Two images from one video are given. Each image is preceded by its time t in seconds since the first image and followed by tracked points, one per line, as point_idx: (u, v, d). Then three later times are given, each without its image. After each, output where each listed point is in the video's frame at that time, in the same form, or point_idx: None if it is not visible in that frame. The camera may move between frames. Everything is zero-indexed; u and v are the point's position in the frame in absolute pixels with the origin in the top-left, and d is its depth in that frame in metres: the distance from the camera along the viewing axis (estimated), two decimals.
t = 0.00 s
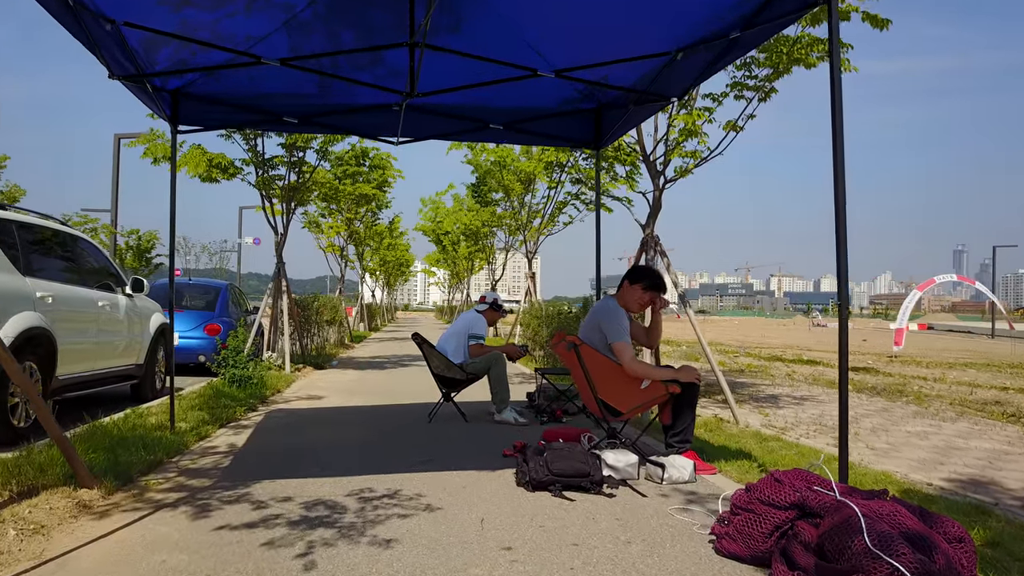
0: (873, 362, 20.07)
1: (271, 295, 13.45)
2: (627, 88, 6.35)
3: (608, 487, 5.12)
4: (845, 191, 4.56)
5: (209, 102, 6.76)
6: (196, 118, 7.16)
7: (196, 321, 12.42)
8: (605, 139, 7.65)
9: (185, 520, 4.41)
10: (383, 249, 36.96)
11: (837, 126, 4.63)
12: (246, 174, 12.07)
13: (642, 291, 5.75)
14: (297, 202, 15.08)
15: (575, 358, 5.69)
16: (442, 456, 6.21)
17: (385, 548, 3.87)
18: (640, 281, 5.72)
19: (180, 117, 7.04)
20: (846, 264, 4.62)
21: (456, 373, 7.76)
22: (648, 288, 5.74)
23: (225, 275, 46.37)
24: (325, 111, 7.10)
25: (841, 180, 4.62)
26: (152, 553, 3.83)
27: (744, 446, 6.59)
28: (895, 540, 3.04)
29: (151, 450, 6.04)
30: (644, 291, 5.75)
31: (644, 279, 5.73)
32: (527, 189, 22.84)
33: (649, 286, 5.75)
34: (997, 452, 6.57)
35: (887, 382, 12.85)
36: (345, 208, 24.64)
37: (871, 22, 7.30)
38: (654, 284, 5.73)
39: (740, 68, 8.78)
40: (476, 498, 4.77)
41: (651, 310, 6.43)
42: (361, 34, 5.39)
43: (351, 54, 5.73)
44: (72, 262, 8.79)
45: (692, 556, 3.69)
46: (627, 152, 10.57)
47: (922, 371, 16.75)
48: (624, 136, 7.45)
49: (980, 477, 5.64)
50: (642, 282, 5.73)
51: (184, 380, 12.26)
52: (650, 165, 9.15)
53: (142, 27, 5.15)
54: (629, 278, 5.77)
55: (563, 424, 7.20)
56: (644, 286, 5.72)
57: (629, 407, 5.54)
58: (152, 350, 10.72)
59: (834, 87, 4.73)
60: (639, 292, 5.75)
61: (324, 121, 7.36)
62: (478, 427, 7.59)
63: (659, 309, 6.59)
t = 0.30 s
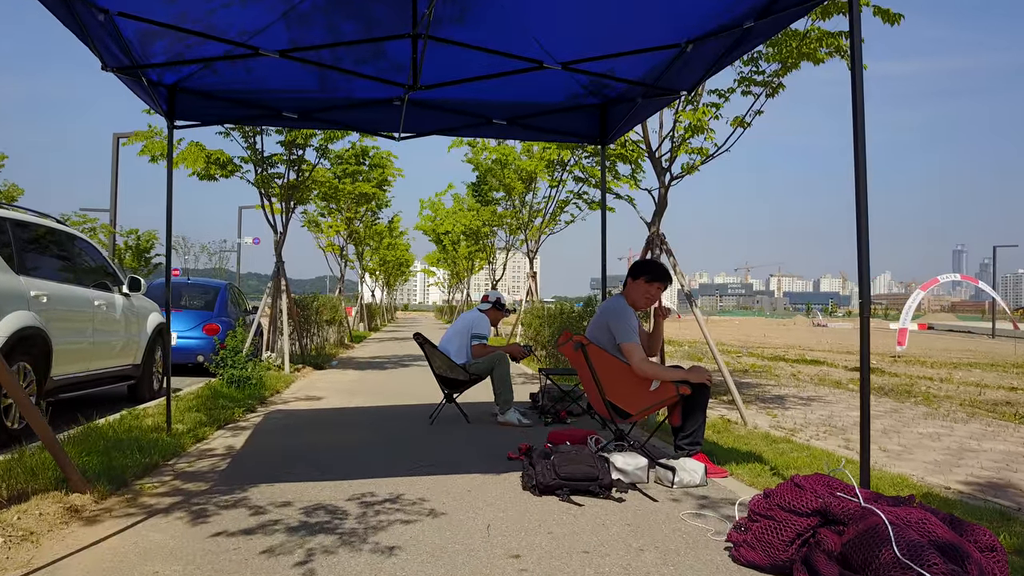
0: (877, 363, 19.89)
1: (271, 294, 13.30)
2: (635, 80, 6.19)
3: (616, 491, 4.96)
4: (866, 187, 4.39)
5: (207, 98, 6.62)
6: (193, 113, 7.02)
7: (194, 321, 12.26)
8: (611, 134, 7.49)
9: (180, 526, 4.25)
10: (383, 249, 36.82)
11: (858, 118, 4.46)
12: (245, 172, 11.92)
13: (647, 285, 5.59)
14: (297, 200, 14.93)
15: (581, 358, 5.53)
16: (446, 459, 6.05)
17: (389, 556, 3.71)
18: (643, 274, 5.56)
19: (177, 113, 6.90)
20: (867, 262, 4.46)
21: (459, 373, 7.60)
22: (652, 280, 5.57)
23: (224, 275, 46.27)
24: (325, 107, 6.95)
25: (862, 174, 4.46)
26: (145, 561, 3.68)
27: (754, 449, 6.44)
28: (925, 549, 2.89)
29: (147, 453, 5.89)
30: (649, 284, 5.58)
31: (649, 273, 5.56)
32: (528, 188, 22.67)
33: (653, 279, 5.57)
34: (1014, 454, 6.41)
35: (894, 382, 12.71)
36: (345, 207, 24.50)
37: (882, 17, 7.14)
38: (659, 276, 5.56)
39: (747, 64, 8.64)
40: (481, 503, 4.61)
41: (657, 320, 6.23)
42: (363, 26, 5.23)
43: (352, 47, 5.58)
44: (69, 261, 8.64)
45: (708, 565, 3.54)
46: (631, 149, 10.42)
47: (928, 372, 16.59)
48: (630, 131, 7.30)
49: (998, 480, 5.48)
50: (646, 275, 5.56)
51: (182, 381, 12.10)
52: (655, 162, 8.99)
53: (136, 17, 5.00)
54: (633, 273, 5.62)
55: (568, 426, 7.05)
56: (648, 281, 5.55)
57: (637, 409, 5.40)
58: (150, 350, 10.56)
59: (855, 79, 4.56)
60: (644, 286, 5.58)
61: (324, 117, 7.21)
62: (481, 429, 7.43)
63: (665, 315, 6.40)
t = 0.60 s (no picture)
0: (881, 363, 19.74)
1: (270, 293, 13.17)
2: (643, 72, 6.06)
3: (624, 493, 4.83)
4: (887, 179, 4.26)
5: (204, 92, 6.49)
6: (191, 108, 6.89)
7: (193, 320, 12.13)
8: (616, 129, 7.36)
9: (174, 531, 4.12)
10: (383, 248, 36.68)
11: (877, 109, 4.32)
12: (244, 169, 11.79)
13: (652, 280, 5.47)
14: (296, 198, 14.80)
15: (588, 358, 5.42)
16: (449, 460, 5.92)
17: (391, 562, 3.58)
18: (646, 271, 5.44)
19: (174, 107, 6.77)
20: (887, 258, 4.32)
21: (461, 373, 7.47)
22: (657, 275, 5.43)
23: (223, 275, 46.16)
24: (324, 101, 6.83)
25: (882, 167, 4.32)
26: (139, 567, 3.55)
27: (763, 450, 6.31)
28: (954, 556, 2.74)
29: (143, 454, 5.76)
30: (655, 280, 5.46)
31: (655, 268, 5.43)
32: (529, 186, 22.52)
33: (658, 274, 5.44)
34: None
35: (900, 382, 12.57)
36: (344, 206, 24.36)
37: (892, 9, 7.00)
38: (665, 271, 5.42)
39: (753, 58, 8.50)
40: (486, 506, 4.48)
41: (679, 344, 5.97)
42: (364, 17, 5.10)
43: (353, 38, 5.45)
44: (66, 259, 8.50)
45: (722, 571, 3.41)
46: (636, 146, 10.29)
47: (932, 372, 16.43)
48: (636, 126, 7.17)
49: (1015, 482, 5.35)
50: (649, 271, 5.44)
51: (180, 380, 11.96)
52: (660, 159, 8.87)
53: (131, 7, 4.87)
54: (638, 271, 5.52)
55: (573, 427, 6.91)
56: (654, 276, 5.42)
57: (646, 409, 5.31)
58: (147, 350, 10.43)
59: (873, 67, 4.42)
60: (651, 283, 5.45)
61: (324, 111, 7.08)
62: (484, 430, 7.30)
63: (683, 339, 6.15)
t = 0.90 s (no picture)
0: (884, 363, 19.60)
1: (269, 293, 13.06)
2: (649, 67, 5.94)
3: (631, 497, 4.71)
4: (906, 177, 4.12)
5: (202, 88, 6.39)
6: (190, 104, 6.79)
7: (191, 320, 12.01)
8: (621, 126, 7.25)
9: (171, 537, 4.00)
10: (383, 248, 36.58)
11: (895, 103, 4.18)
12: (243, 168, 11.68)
13: (667, 281, 5.36)
14: (296, 197, 14.68)
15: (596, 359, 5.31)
16: (451, 463, 5.80)
17: (393, 569, 3.46)
18: (660, 272, 5.34)
19: (172, 104, 6.66)
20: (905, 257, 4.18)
21: (464, 374, 7.35)
22: (670, 275, 5.31)
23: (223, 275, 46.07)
24: (325, 98, 6.72)
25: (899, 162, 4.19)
26: None
27: (772, 452, 6.19)
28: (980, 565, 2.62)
29: (140, 457, 5.64)
30: (670, 279, 5.34)
31: (667, 267, 5.30)
32: (530, 186, 22.40)
33: (672, 274, 5.31)
34: None
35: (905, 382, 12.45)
36: (344, 206, 24.25)
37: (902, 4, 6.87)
38: (678, 270, 5.28)
39: (759, 55, 8.39)
40: (490, 510, 4.37)
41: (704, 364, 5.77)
42: (364, 11, 4.98)
43: (353, 32, 5.34)
44: (63, 259, 8.39)
45: None
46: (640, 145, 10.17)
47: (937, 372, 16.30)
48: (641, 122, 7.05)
49: None
50: (663, 271, 5.33)
51: (178, 381, 11.84)
52: (665, 157, 8.75)
53: None
54: (652, 271, 5.41)
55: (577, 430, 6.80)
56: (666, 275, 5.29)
57: (652, 411, 5.19)
58: (145, 350, 10.30)
59: (891, 63, 4.27)
60: (665, 282, 5.34)
61: (324, 108, 6.97)
62: (487, 432, 7.19)
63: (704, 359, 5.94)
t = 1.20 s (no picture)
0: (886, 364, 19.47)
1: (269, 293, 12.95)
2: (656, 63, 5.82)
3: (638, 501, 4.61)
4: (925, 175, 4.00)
5: (201, 85, 6.29)
6: (189, 102, 6.69)
7: (191, 320, 11.91)
8: (626, 123, 7.14)
9: (168, 543, 3.90)
10: (383, 248, 36.48)
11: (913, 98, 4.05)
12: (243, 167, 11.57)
13: (680, 280, 5.24)
14: (296, 196, 14.58)
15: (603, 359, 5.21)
16: (455, 465, 5.70)
17: None
18: (672, 270, 5.23)
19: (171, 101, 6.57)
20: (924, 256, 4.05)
21: (466, 375, 7.25)
22: (682, 274, 5.20)
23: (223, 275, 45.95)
24: (326, 95, 6.62)
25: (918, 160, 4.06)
26: None
27: (781, 455, 6.09)
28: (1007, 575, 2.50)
29: (137, 460, 5.53)
30: (682, 278, 5.22)
31: (678, 267, 5.20)
32: (531, 185, 22.29)
33: (684, 273, 5.20)
34: None
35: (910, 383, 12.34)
36: (344, 206, 24.14)
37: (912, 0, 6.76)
38: (689, 269, 5.18)
39: (765, 52, 8.29)
40: (496, 515, 4.26)
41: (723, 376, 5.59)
42: (365, 5, 4.88)
43: (353, 27, 5.24)
44: (60, 258, 8.28)
45: None
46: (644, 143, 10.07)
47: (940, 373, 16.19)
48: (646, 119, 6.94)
49: None
50: (675, 270, 5.22)
51: (177, 381, 11.73)
52: (670, 155, 8.65)
53: None
54: (664, 270, 5.30)
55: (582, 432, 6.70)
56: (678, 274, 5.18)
57: (660, 413, 5.10)
58: (144, 350, 10.20)
59: (907, 58, 4.15)
60: (677, 282, 5.23)
61: (325, 105, 6.88)
62: (490, 434, 7.08)
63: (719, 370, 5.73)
